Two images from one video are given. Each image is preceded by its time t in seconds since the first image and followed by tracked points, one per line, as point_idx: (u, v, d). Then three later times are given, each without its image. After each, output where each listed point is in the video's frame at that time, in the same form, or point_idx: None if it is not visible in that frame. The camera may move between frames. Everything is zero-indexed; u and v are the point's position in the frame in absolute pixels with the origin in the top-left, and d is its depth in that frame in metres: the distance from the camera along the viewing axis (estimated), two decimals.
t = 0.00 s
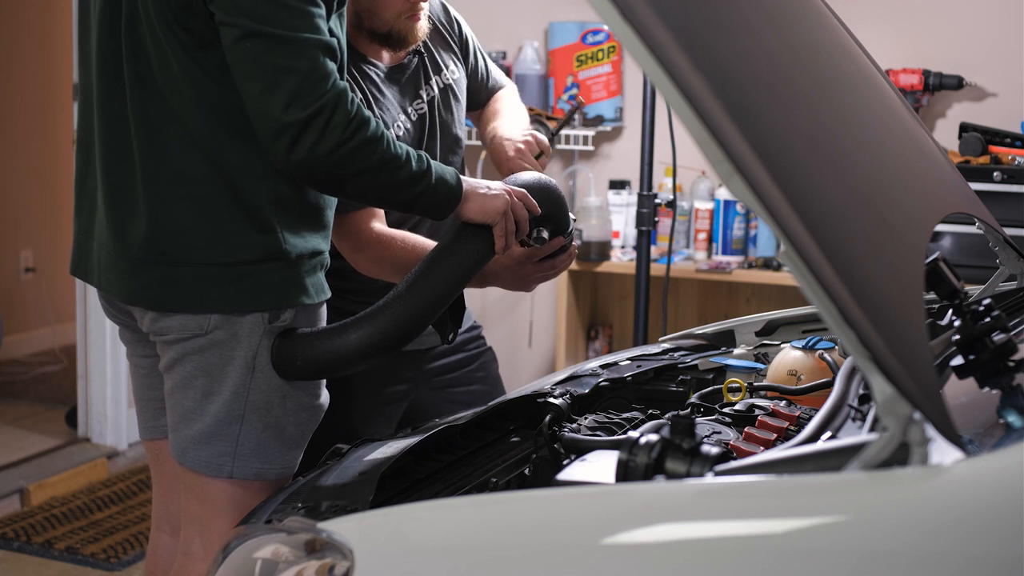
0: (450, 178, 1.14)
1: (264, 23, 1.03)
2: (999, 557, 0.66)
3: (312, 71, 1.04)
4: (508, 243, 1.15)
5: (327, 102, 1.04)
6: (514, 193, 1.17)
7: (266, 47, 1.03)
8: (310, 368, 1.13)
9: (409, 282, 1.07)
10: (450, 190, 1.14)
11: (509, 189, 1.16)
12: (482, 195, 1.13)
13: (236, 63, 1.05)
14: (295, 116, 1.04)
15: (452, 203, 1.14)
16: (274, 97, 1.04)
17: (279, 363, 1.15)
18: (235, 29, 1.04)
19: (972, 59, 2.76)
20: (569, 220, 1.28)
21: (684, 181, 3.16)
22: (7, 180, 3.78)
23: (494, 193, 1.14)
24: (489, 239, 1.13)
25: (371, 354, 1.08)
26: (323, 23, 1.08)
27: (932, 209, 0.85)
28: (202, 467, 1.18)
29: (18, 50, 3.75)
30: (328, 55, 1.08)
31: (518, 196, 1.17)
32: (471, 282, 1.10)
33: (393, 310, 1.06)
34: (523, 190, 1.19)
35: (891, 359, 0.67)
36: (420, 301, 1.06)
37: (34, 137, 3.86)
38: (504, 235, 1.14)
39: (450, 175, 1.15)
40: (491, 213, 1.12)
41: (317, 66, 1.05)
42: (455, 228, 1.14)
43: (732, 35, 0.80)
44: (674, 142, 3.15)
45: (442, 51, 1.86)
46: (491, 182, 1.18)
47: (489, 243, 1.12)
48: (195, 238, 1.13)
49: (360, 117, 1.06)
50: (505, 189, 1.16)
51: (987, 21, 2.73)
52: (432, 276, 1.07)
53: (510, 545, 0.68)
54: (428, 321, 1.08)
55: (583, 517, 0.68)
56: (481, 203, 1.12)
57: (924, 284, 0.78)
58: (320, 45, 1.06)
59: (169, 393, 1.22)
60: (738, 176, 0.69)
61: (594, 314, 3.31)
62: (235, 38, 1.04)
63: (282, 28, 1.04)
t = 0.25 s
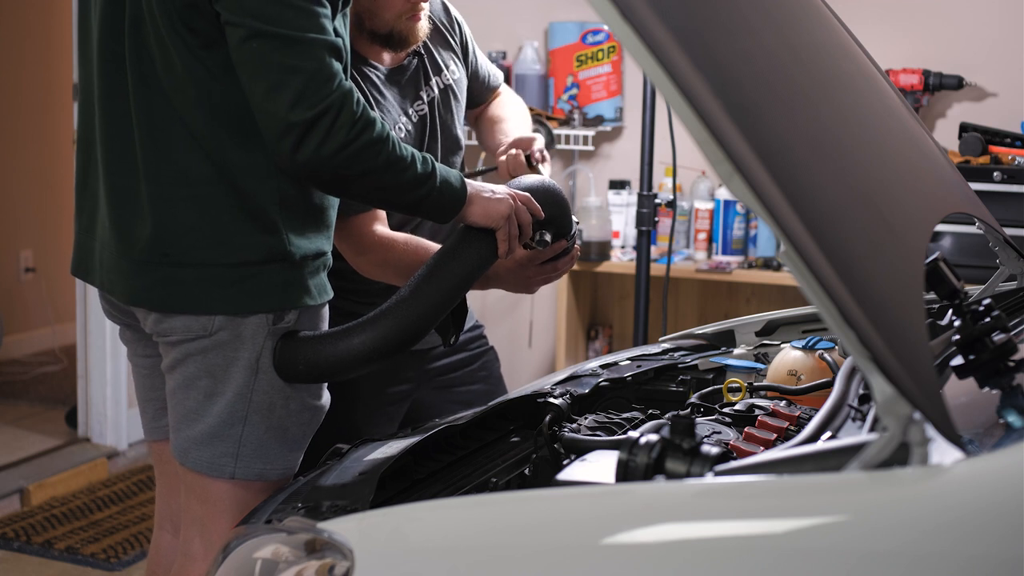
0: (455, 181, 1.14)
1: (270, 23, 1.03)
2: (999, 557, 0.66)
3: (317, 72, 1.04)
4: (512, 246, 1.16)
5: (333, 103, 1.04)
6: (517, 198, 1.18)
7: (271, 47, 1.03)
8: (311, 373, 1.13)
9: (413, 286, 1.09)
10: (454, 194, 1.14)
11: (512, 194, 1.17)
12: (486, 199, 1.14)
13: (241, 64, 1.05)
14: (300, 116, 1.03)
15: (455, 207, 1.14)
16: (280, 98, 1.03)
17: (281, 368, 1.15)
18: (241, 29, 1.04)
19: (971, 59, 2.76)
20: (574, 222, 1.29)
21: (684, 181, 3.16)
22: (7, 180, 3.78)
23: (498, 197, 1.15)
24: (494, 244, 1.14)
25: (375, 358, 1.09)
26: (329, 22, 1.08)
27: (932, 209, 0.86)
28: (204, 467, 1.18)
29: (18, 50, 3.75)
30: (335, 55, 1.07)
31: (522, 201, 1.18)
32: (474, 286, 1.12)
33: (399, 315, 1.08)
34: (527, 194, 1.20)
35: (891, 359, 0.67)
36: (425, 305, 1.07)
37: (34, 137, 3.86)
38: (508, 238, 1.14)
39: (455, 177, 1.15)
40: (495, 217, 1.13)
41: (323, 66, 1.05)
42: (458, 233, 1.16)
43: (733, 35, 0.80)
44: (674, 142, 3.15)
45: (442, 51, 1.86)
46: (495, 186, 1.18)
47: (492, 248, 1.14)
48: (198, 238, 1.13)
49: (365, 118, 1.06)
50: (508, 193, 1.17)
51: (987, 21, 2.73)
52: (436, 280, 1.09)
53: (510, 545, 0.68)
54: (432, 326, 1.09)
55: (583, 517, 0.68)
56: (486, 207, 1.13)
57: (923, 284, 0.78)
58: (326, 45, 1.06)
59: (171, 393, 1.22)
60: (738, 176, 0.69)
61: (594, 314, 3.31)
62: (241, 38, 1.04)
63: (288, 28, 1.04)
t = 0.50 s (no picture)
0: (454, 181, 1.15)
1: (268, 24, 1.03)
2: (999, 557, 0.66)
3: (315, 72, 1.04)
4: (510, 246, 1.15)
5: (331, 103, 1.04)
6: (515, 198, 1.17)
7: (269, 48, 1.03)
8: (310, 375, 1.13)
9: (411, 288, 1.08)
10: (453, 195, 1.14)
11: (512, 194, 1.17)
12: (485, 199, 1.13)
13: (240, 65, 1.05)
14: (298, 118, 1.04)
15: (455, 206, 1.14)
16: (277, 99, 1.04)
17: (280, 369, 1.15)
18: (239, 30, 1.04)
19: (971, 59, 2.76)
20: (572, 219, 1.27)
21: (684, 181, 3.16)
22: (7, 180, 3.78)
23: (497, 198, 1.14)
24: (493, 245, 1.13)
25: (374, 361, 1.08)
26: (327, 23, 1.08)
27: (932, 209, 0.85)
28: (203, 467, 1.18)
29: (18, 50, 3.75)
30: (333, 55, 1.07)
31: (521, 200, 1.17)
32: (474, 285, 1.11)
33: (397, 317, 1.06)
34: (526, 194, 1.19)
35: (891, 359, 0.67)
36: (424, 307, 1.06)
37: (34, 137, 3.86)
38: (506, 239, 1.13)
39: (453, 177, 1.15)
40: (493, 218, 1.12)
41: (320, 67, 1.05)
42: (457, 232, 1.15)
43: (733, 34, 0.80)
44: (674, 142, 3.15)
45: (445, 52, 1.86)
46: (494, 186, 1.18)
47: (492, 248, 1.13)
48: (197, 239, 1.13)
49: (363, 119, 1.06)
50: (507, 193, 1.16)
51: (987, 21, 2.73)
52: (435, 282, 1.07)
53: (510, 545, 0.68)
54: (431, 328, 1.08)
55: (582, 517, 0.68)
56: (485, 207, 1.12)
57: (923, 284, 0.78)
58: (324, 46, 1.06)
59: (171, 393, 1.22)
60: (738, 176, 0.69)
61: (594, 314, 3.31)
62: (239, 39, 1.04)
63: (286, 28, 1.04)
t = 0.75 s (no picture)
0: (451, 182, 1.14)
1: (264, 27, 1.03)
2: (999, 557, 0.66)
3: (311, 75, 1.04)
4: (508, 247, 1.16)
5: (328, 106, 1.04)
6: (514, 198, 1.18)
7: (266, 51, 1.03)
8: (311, 377, 1.13)
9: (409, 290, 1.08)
10: (450, 194, 1.14)
11: (509, 194, 1.17)
12: (482, 199, 1.14)
13: (236, 67, 1.05)
14: (294, 120, 1.03)
15: (452, 207, 1.14)
16: (274, 102, 1.04)
17: (280, 371, 1.15)
18: (235, 33, 1.04)
19: (971, 59, 2.76)
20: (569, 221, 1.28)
21: (684, 181, 3.16)
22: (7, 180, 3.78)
23: (494, 198, 1.15)
24: (489, 245, 1.14)
25: (373, 362, 1.08)
26: (324, 25, 1.08)
27: (932, 209, 0.85)
28: (203, 467, 1.19)
29: (18, 50, 3.75)
30: (329, 57, 1.07)
31: (518, 200, 1.18)
32: (471, 287, 1.11)
33: (394, 319, 1.06)
34: (523, 194, 1.20)
35: (891, 359, 0.67)
36: (421, 309, 1.06)
37: (34, 137, 3.86)
38: (504, 239, 1.14)
39: (451, 179, 1.15)
40: (491, 219, 1.13)
41: (316, 70, 1.04)
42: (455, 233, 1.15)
43: (732, 35, 0.80)
44: (674, 142, 3.15)
45: (456, 59, 1.85)
46: (491, 186, 1.18)
47: (490, 249, 1.14)
48: (195, 241, 1.13)
49: (360, 121, 1.06)
50: (504, 194, 1.17)
51: (987, 21, 2.73)
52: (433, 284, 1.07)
53: (511, 545, 0.68)
54: (429, 329, 1.08)
55: (583, 517, 0.68)
56: (481, 207, 1.13)
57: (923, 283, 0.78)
58: (320, 48, 1.05)
59: (171, 392, 1.22)
60: (738, 176, 0.69)
61: (594, 314, 3.31)
62: (235, 42, 1.04)
63: (281, 31, 1.03)
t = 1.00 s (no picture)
0: (451, 185, 1.14)
1: (261, 29, 1.03)
2: (999, 557, 0.66)
3: (308, 76, 1.04)
4: (507, 250, 1.15)
5: (326, 106, 1.04)
6: (514, 202, 1.17)
7: (262, 52, 1.03)
8: (309, 377, 1.12)
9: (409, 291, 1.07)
10: (452, 197, 1.14)
11: (509, 198, 1.17)
12: (481, 202, 1.14)
13: (233, 70, 1.05)
14: (292, 121, 1.03)
15: (451, 209, 1.14)
16: (271, 104, 1.04)
17: (279, 370, 1.15)
18: (232, 35, 1.04)
19: (971, 59, 2.76)
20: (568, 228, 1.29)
21: (684, 181, 3.16)
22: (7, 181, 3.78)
23: (494, 201, 1.14)
24: (490, 247, 1.13)
25: (372, 363, 1.07)
26: (320, 26, 1.08)
27: (932, 208, 0.85)
28: (204, 466, 1.19)
29: (18, 51, 3.75)
30: (326, 58, 1.07)
31: (518, 205, 1.18)
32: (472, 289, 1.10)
33: (395, 319, 1.06)
34: (523, 198, 1.19)
35: (891, 359, 0.67)
36: (422, 309, 1.06)
37: (34, 137, 3.86)
38: (504, 243, 1.14)
39: (449, 181, 1.15)
40: (491, 221, 1.13)
41: (314, 70, 1.04)
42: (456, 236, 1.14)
43: (733, 35, 0.80)
44: (674, 142, 3.15)
45: (470, 66, 1.85)
46: (492, 190, 1.17)
47: (490, 252, 1.13)
48: (195, 242, 1.13)
49: (359, 122, 1.06)
50: (504, 197, 1.16)
51: (987, 21, 2.73)
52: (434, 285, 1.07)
53: (511, 544, 0.68)
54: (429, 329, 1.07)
55: (583, 517, 0.68)
56: (481, 210, 1.13)
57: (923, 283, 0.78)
58: (317, 49, 1.05)
59: (172, 391, 1.22)
60: (738, 176, 0.69)
61: (594, 314, 3.31)
62: (232, 44, 1.04)
63: (278, 32, 1.03)
